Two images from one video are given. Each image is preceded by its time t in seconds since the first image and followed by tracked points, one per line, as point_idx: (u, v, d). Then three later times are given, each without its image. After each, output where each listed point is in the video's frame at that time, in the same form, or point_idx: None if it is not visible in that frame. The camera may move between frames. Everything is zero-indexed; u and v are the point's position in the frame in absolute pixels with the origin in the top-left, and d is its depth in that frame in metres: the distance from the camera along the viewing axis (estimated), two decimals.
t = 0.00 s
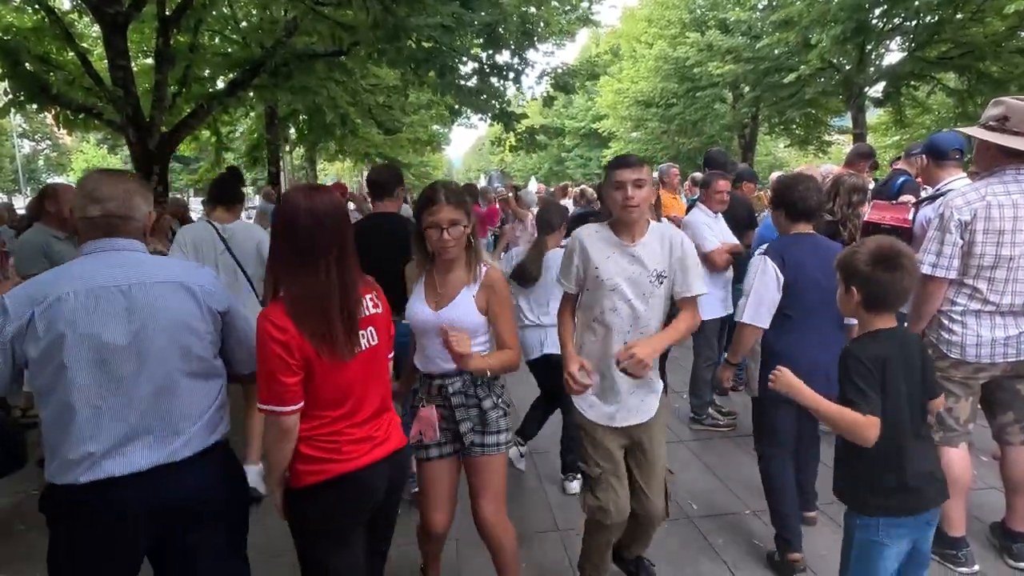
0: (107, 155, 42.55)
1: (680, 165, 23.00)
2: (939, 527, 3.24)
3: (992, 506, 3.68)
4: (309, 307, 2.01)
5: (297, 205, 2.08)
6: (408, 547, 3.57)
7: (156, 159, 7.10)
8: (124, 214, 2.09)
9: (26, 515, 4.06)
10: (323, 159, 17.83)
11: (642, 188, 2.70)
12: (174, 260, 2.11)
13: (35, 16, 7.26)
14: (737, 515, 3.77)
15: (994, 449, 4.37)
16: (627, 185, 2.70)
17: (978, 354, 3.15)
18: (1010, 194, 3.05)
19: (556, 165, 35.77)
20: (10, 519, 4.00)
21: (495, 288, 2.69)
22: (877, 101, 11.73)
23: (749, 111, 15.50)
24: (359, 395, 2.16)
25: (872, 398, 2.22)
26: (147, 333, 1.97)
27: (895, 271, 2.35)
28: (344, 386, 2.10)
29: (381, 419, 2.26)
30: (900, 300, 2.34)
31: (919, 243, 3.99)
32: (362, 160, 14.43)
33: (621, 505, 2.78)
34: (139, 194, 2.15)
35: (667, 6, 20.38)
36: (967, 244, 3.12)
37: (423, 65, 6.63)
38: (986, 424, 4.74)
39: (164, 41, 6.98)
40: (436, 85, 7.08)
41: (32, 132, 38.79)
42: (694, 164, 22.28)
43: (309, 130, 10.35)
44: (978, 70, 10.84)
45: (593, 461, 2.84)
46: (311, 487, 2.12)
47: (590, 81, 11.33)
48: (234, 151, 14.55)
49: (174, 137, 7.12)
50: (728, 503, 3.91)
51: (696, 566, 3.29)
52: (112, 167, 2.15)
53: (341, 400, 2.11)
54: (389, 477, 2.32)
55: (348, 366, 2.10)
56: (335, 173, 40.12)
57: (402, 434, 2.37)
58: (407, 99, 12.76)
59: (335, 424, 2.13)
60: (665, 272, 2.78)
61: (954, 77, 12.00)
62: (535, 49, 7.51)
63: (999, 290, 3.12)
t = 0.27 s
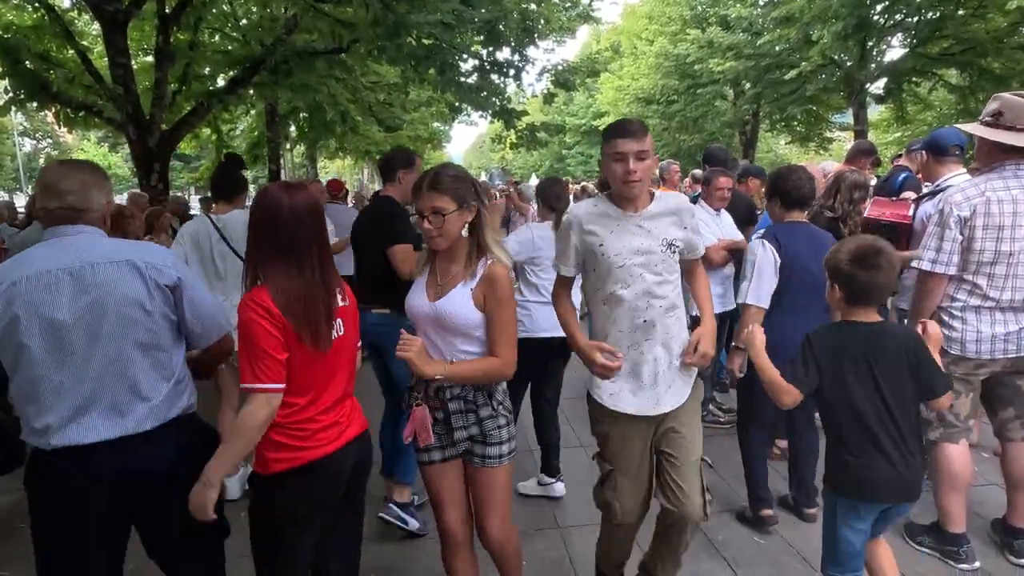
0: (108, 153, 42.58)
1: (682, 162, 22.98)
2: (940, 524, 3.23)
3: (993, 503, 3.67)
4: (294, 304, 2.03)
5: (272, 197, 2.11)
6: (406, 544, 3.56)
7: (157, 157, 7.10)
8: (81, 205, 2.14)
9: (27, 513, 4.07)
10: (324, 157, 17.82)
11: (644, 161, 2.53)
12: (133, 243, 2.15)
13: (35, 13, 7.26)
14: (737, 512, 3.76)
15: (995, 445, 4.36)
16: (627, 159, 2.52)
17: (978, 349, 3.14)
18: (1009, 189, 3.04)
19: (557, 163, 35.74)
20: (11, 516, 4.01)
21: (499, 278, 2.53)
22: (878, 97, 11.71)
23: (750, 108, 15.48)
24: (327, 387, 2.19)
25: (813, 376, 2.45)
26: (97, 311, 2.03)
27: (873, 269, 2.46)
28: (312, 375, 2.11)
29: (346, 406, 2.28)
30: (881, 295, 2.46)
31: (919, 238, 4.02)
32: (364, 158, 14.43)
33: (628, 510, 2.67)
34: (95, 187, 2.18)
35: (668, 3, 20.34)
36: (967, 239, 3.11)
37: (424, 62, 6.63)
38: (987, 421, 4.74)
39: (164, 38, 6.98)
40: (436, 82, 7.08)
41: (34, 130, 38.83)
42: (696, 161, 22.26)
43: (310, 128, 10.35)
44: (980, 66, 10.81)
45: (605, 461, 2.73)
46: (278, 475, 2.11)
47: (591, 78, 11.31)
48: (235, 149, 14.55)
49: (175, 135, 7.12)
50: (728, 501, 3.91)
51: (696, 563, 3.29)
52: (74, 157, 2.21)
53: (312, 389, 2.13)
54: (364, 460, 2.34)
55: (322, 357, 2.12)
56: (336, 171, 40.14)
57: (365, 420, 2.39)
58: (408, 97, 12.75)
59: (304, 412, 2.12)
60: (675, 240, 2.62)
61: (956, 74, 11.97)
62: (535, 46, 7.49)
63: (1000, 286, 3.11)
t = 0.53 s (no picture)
0: (110, 152, 42.59)
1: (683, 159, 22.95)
2: (942, 522, 3.23)
3: (995, 500, 3.67)
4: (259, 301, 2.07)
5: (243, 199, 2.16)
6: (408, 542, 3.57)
7: (159, 155, 7.10)
8: (107, 209, 2.37)
9: (30, 510, 4.08)
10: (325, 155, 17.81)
11: (685, 173, 2.26)
12: (148, 244, 2.37)
13: (36, 11, 7.26)
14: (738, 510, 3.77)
15: (998, 443, 4.35)
16: (668, 170, 2.26)
17: (980, 347, 3.14)
18: (1011, 185, 3.03)
19: (558, 160, 35.70)
20: (14, 514, 4.02)
21: (478, 297, 2.24)
22: (881, 94, 11.68)
23: (751, 105, 15.44)
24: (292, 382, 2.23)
25: (792, 337, 2.64)
26: (108, 305, 2.26)
27: (849, 238, 2.68)
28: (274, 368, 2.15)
29: (307, 400, 2.29)
30: (856, 261, 2.66)
31: (920, 234, 4.02)
32: (366, 156, 14.42)
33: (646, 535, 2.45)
34: (122, 193, 2.40)
35: None
36: (967, 236, 3.11)
37: (425, 59, 6.62)
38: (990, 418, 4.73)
39: (165, 36, 6.97)
40: (437, 80, 7.07)
41: (36, 128, 38.86)
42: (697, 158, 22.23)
43: (311, 126, 10.35)
44: (983, 63, 10.79)
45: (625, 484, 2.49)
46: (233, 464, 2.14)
47: (593, 75, 11.30)
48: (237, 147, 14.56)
49: (176, 133, 7.12)
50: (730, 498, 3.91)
51: (696, 560, 3.30)
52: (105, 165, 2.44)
53: (269, 382, 2.14)
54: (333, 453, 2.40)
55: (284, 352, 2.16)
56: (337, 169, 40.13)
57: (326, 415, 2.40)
58: (409, 94, 12.74)
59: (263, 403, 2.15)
60: (724, 267, 2.31)
61: (959, 71, 11.93)
62: (537, 44, 7.49)
63: (1001, 283, 3.11)
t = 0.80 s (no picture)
0: (111, 150, 42.60)
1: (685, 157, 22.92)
2: (944, 518, 3.23)
3: (997, 497, 3.67)
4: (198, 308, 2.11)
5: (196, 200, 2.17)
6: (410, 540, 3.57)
7: (160, 153, 7.10)
8: (153, 204, 2.87)
9: (34, 507, 4.08)
10: (327, 153, 17.80)
11: (707, 219, 1.85)
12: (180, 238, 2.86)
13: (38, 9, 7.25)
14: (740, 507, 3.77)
15: (1000, 440, 4.36)
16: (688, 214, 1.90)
17: (982, 343, 3.13)
18: (1012, 182, 3.03)
19: (560, 158, 35.68)
20: (17, 511, 4.02)
21: (386, 316, 2.03)
22: (883, 91, 11.66)
23: (754, 103, 15.41)
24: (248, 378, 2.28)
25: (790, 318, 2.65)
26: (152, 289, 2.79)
27: (825, 237, 2.97)
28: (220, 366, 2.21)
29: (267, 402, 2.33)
30: (828, 260, 2.97)
31: (922, 230, 4.00)
32: (367, 154, 14.43)
33: None
34: (168, 189, 2.91)
35: None
36: (969, 233, 3.10)
37: (427, 57, 6.63)
38: (992, 415, 4.73)
39: (166, 34, 6.97)
40: (439, 77, 7.07)
41: (37, 126, 38.87)
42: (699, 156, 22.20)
43: (313, 123, 10.35)
44: (986, 60, 10.76)
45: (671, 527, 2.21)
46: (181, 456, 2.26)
47: (594, 72, 11.30)
48: (238, 145, 14.55)
49: (178, 131, 7.12)
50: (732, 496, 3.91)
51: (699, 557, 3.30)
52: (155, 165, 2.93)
53: (215, 380, 2.22)
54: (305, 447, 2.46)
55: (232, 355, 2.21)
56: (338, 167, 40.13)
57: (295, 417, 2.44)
58: (411, 92, 12.75)
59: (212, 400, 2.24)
60: (775, 336, 1.84)
61: (961, 68, 11.92)
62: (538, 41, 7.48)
63: (1003, 279, 3.10)
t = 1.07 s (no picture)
0: (113, 148, 42.64)
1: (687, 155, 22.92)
2: (948, 516, 3.23)
3: (1001, 495, 3.67)
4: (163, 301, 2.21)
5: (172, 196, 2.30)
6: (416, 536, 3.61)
7: (163, 151, 7.11)
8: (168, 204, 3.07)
9: (40, 504, 4.11)
10: (329, 151, 17.82)
11: (726, 189, 2.00)
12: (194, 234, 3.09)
13: (40, 8, 7.26)
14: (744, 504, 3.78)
15: (1004, 438, 4.35)
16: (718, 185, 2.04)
17: (986, 341, 3.13)
18: (1015, 179, 3.03)
19: (561, 156, 35.67)
20: (23, 508, 4.05)
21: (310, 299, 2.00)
22: (885, 89, 11.64)
23: (756, 100, 15.37)
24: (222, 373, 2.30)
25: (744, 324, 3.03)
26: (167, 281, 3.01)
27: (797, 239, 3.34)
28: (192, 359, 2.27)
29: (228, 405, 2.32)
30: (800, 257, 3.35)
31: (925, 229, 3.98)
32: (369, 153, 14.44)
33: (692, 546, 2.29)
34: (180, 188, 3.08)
35: None
36: (972, 231, 3.10)
37: (429, 54, 6.64)
38: (996, 414, 4.72)
39: (169, 32, 6.98)
40: (441, 75, 7.07)
41: (39, 124, 38.93)
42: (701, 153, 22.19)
43: (315, 122, 10.36)
44: (989, 58, 10.71)
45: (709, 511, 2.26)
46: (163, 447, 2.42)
47: (596, 70, 11.29)
48: (240, 143, 14.57)
49: (180, 129, 7.13)
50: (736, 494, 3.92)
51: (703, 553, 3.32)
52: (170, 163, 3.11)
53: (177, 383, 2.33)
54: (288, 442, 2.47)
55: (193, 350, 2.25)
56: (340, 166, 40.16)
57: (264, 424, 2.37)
58: (413, 91, 12.76)
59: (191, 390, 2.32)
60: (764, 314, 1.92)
61: (964, 65, 11.88)
62: (540, 38, 7.47)
63: (1006, 276, 3.10)
